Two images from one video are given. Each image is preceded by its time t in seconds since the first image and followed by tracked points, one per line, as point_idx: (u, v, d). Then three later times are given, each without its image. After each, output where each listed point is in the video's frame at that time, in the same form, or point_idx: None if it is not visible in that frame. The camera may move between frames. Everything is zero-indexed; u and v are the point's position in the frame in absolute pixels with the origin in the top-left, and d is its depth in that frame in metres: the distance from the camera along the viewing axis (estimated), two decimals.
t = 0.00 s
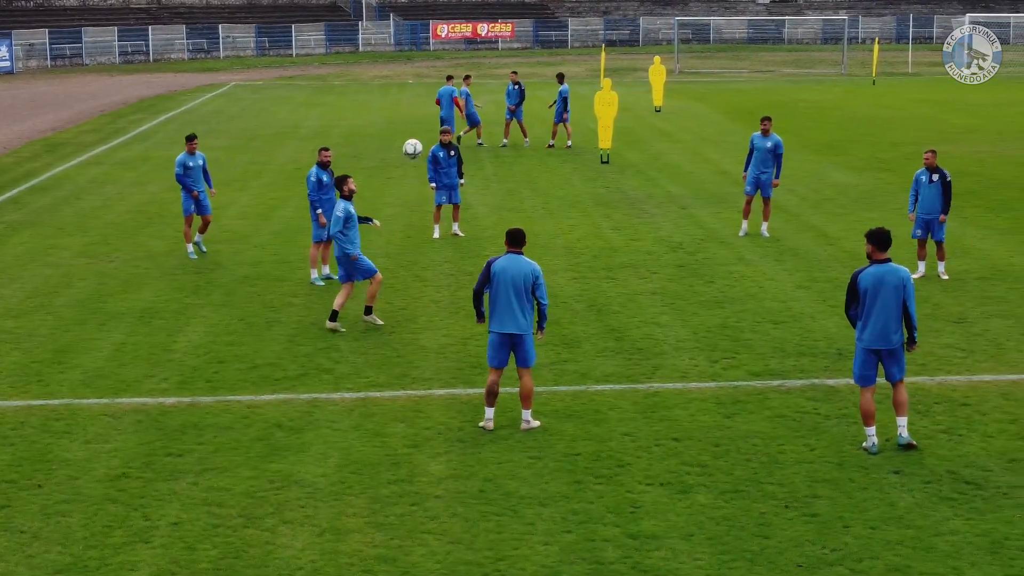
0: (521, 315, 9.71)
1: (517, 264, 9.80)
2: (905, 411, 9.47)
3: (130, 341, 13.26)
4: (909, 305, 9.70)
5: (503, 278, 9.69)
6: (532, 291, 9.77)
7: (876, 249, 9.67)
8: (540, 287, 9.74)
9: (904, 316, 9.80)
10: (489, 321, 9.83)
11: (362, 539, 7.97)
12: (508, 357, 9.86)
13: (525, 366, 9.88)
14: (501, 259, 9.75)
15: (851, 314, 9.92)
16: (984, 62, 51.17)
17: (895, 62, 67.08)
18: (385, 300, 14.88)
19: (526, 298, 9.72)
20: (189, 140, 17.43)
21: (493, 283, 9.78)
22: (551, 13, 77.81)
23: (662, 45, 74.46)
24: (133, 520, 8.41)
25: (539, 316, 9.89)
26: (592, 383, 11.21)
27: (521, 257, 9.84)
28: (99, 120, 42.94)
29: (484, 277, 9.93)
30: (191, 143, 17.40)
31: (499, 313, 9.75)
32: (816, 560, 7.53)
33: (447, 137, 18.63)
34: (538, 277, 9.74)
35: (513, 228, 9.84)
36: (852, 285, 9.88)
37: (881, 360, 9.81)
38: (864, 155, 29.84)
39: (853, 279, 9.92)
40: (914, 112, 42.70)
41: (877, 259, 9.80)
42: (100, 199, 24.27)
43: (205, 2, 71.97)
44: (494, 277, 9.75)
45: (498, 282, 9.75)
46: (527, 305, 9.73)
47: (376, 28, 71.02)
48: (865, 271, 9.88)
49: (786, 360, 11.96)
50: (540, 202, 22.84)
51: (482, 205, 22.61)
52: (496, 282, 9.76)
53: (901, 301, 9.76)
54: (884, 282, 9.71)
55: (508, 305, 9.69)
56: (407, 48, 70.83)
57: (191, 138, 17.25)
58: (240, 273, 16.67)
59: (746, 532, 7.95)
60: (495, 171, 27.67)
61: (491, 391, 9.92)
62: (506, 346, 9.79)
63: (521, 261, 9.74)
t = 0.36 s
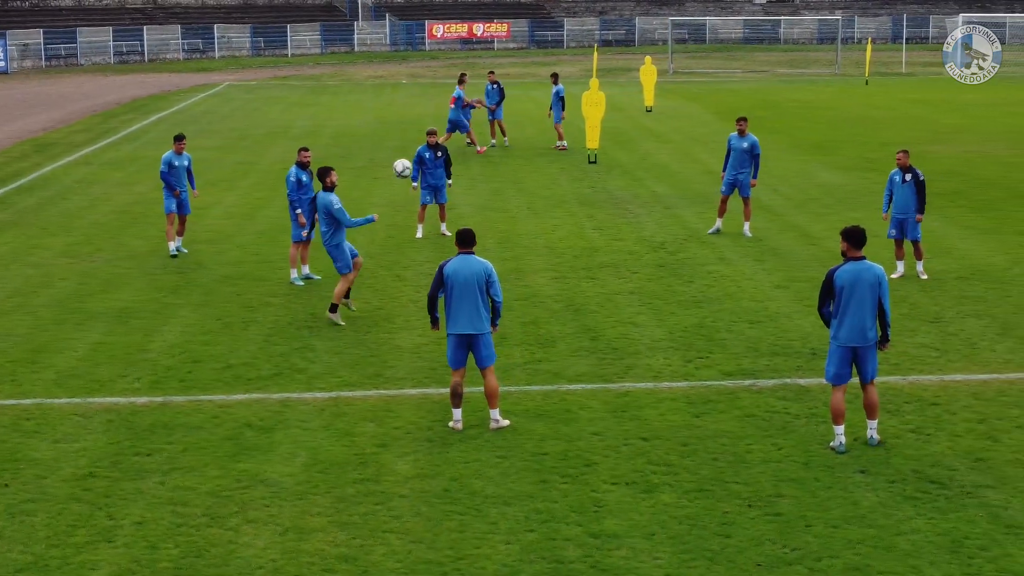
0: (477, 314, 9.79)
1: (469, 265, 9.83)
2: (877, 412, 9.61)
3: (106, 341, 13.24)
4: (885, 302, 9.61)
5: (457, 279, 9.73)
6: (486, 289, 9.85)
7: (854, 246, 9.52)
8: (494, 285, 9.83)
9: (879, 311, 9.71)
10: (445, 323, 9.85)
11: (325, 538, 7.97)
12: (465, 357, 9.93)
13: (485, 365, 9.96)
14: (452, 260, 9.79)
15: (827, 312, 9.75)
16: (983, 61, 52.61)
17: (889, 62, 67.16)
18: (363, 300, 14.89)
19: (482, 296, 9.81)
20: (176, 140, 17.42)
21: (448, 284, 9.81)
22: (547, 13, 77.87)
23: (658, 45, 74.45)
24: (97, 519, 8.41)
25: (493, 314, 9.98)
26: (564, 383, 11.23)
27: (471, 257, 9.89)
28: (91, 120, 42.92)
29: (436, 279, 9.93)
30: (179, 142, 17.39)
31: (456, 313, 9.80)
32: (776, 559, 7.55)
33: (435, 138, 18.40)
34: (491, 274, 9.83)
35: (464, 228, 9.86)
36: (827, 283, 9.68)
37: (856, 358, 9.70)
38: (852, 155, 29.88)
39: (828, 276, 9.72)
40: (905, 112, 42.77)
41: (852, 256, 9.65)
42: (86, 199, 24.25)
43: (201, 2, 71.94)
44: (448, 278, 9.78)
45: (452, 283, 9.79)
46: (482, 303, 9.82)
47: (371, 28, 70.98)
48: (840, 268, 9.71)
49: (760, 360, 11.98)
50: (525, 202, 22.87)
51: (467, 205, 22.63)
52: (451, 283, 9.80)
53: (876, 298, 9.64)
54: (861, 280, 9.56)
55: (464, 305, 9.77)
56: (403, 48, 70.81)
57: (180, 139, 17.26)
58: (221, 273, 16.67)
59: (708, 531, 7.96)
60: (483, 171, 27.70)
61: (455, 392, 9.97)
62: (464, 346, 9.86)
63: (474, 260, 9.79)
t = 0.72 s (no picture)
0: (440, 314, 9.99)
1: (430, 265, 10.05)
2: (846, 410, 9.63)
3: (81, 341, 13.24)
4: (863, 301, 9.65)
5: (420, 279, 9.92)
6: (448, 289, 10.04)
7: (836, 245, 9.52)
8: (455, 284, 10.05)
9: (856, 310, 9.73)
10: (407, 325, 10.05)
11: (285, 538, 7.98)
12: (429, 357, 10.13)
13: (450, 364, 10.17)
14: (413, 261, 10.01)
15: (805, 309, 9.78)
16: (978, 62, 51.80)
17: (883, 61, 67.25)
18: (340, 300, 14.89)
19: (443, 296, 10.01)
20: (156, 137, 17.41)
21: (410, 285, 9.99)
22: (543, 13, 77.88)
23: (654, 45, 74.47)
24: (60, 518, 8.41)
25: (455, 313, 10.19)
26: (535, 383, 11.24)
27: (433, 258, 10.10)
28: (83, 120, 42.87)
29: (397, 281, 10.11)
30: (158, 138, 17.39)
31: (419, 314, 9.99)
32: (733, 558, 7.56)
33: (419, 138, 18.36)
34: (452, 274, 10.04)
35: (424, 229, 10.06)
36: (808, 279, 9.68)
37: (833, 355, 9.72)
38: (840, 155, 29.90)
39: (809, 272, 9.72)
40: (896, 112, 42.81)
41: (833, 253, 9.66)
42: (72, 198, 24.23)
43: (196, 2, 71.87)
44: (409, 279, 9.97)
45: (415, 283, 9.97)
46: (445, 302, 10.02)
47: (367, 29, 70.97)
48: (820, 265, 9.71)
49: (732, 360, 12.00)
50: (509, 203, 22.90)
51: (451, 205, 22.65)
52: (414, 284, 9.97)
53: (854, 297, 9.67)
54: (841, 277, 9.60)
55: (425, 306, 9.96)
56: (398, 48, 70.79)
57: (161, 135, 17.26)
58: (201, 273, 16.67)
59: (668, 530, 7.97)
60: (470, 171, 27.70)
61: (421, 392, 10.04)
62: (428, 346, 10.06)
63: (434, 260, 10.01)
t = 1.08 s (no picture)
0: (403, 313, 10.08)
1: (394, 264, 10.12)
2: (812, 411, 9.49)
3: (55, 341, 13.22)
4: (834, 298, 9.67)
5: (382, 279, 10.02)
6: (411, 289, 10.11)
7: (809, 242, 9.51)
8: (418, 284, 10.11)
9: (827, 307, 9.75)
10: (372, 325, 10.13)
11: (244, 536, 7.98)
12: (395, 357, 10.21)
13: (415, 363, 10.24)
14: (377, 260, 10.09)
15: (776, 306, 9.75)
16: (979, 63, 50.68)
17: (877, 62, 67.31)
18: (316, 300, 14.88)
19: (405, 296, 10.09)
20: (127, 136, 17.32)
21: (373, 286, 10.08)
22: (539, 13, 77.90)
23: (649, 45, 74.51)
24: (21, 517, 8.40)
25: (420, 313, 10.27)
26: (504, 383, 11.25)
27: (398, 258, 10.17)
28: (74, 119, 42.82)
29: (361, 281, 10.20)
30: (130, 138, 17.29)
31: (383, 314, 10.08)
32: (690, 557, 7.56)
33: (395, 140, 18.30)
34: (416, 273, 10.12)
35: (389, 229, 10.15)
36: (781, 276, 9.66)
37: (803, 352, 9.70)
38: (827, 155, 29.95)
39: (781, 269, 9.70)
40: (886, 112, 42.87)
41: (805, 252, 9.66)
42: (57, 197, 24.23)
43: (191, 2, 71.77)
44: (372, 278, 10.06)
45: (377, 283, 10.07)
46: (407, 301, 10.09)
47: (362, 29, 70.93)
48: (793, 263, 9.69)
49: (704, 360, 12.02)
50: (493, 202, 22.91)
51: (435, 205, 22.66)
52: (376, 283, 10.07)
53: (826, 294, 9.69)
54: (814, 275, 9.59)
55: (389, 306, 10.05)
56: (394, 48, 70.77)
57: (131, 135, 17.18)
58: (179, 273, 16.65)
59: (627, 529, 7.98)
60: (457, 171, 27.72)
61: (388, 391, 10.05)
62: (393, 345, 10.13)
63: (398, 260, 10.10)
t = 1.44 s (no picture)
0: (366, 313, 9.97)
1: (365, 264, 10.02)
2: (772, 408, 9.50)
3: (26, 341, 13.20)
4: (789, 296, 9.62)
5: (348, 277, 9.95)
6: (377, 289, 9.97)
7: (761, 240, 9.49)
8: (385, 285, 9.94)
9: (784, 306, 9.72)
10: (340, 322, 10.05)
11: (199, 536, 7.98)
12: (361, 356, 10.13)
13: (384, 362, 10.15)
14: (347, 259, 10.01)
15: (732, 303, 9.79)
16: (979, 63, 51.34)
17: (869, 62, 67.44)
18: (290, 300, 14.87)
19: (371, 296, 9.96)
20: (102, 141, 17.09)
21: (341, 283, 10.01)
22: (535, 14, 77.91)
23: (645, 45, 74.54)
24: None
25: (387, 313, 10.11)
26: (471, 382, 11.26)
27: (370, 258, 10.04)
28: (63, 119, 42.78)
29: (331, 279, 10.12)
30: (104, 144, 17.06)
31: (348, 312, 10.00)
32: (642, 557, 7.57)
33: (382, 139, 18.21)
34: (384, 274, 9.95)
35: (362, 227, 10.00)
36: (734, 275, 9.69)
37: (759, 350, 9.70)
38: (812, 155, 30.00)
39: (735, 268, 9.73)
40: (876, 112, 42.95)
41: (759, 250, 9.66)
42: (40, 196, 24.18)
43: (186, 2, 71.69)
44: (340, 276, 9.99)
45: (345, 281, 9.99)
46: (372, 302, 9.95)
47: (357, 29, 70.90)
48: (747, 262, 9.70)
49: (672, 359, 12.04)
50: (476, 203, 22.93)
51: (417, 205, 22.66)
52: (344, 282, 9.99)
53: (781, 292, 9.66)
54: (767, 273, 9.58)
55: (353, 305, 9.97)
56: (389, 48, 70.72)
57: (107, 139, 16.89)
58: (156, 272, 16.63)
59: (581, 529, 8.00)
60: (442, 172, 27.74)
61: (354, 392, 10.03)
62: (358, 344, 10.05)
63: (368, 260, 10.00)
